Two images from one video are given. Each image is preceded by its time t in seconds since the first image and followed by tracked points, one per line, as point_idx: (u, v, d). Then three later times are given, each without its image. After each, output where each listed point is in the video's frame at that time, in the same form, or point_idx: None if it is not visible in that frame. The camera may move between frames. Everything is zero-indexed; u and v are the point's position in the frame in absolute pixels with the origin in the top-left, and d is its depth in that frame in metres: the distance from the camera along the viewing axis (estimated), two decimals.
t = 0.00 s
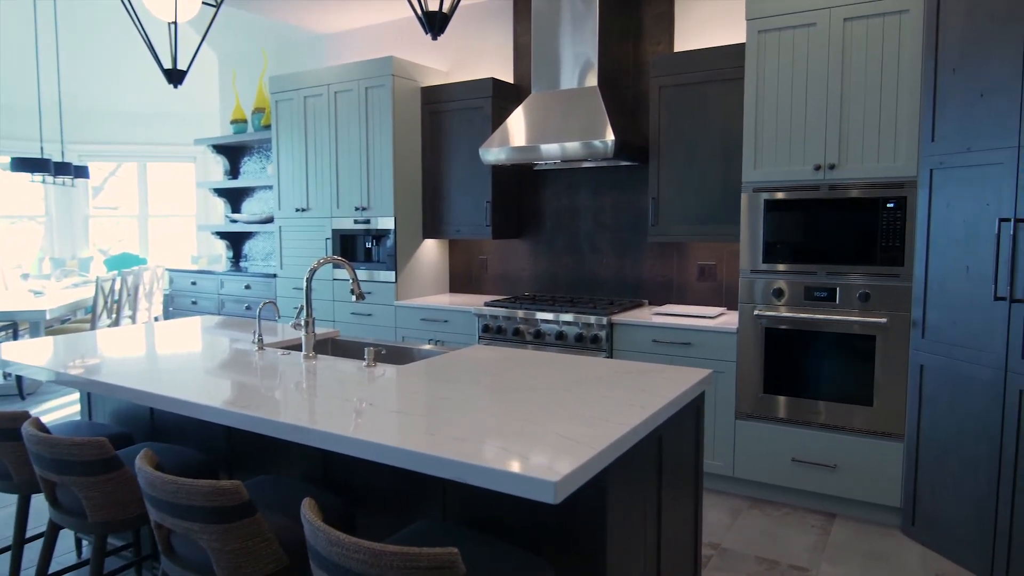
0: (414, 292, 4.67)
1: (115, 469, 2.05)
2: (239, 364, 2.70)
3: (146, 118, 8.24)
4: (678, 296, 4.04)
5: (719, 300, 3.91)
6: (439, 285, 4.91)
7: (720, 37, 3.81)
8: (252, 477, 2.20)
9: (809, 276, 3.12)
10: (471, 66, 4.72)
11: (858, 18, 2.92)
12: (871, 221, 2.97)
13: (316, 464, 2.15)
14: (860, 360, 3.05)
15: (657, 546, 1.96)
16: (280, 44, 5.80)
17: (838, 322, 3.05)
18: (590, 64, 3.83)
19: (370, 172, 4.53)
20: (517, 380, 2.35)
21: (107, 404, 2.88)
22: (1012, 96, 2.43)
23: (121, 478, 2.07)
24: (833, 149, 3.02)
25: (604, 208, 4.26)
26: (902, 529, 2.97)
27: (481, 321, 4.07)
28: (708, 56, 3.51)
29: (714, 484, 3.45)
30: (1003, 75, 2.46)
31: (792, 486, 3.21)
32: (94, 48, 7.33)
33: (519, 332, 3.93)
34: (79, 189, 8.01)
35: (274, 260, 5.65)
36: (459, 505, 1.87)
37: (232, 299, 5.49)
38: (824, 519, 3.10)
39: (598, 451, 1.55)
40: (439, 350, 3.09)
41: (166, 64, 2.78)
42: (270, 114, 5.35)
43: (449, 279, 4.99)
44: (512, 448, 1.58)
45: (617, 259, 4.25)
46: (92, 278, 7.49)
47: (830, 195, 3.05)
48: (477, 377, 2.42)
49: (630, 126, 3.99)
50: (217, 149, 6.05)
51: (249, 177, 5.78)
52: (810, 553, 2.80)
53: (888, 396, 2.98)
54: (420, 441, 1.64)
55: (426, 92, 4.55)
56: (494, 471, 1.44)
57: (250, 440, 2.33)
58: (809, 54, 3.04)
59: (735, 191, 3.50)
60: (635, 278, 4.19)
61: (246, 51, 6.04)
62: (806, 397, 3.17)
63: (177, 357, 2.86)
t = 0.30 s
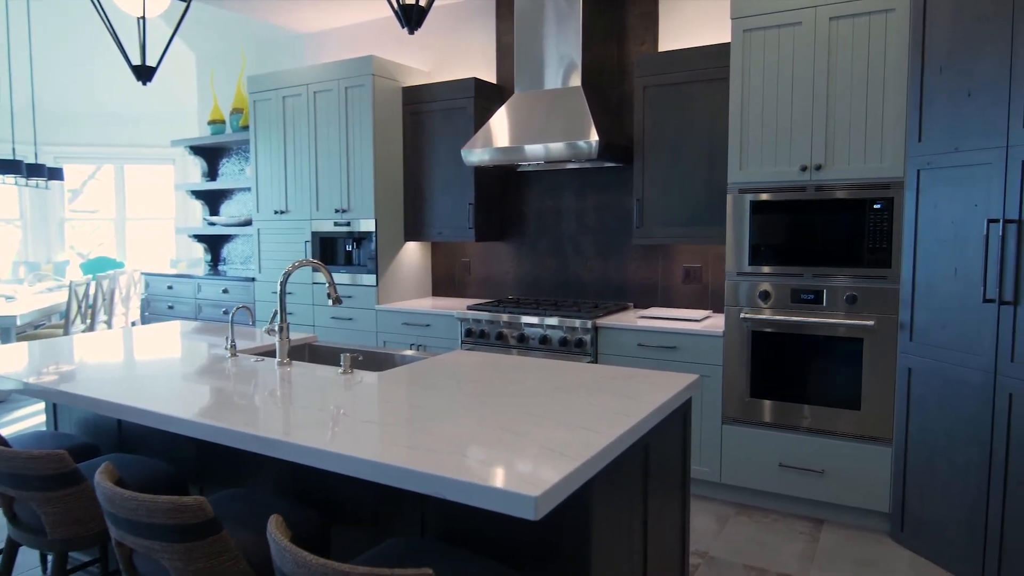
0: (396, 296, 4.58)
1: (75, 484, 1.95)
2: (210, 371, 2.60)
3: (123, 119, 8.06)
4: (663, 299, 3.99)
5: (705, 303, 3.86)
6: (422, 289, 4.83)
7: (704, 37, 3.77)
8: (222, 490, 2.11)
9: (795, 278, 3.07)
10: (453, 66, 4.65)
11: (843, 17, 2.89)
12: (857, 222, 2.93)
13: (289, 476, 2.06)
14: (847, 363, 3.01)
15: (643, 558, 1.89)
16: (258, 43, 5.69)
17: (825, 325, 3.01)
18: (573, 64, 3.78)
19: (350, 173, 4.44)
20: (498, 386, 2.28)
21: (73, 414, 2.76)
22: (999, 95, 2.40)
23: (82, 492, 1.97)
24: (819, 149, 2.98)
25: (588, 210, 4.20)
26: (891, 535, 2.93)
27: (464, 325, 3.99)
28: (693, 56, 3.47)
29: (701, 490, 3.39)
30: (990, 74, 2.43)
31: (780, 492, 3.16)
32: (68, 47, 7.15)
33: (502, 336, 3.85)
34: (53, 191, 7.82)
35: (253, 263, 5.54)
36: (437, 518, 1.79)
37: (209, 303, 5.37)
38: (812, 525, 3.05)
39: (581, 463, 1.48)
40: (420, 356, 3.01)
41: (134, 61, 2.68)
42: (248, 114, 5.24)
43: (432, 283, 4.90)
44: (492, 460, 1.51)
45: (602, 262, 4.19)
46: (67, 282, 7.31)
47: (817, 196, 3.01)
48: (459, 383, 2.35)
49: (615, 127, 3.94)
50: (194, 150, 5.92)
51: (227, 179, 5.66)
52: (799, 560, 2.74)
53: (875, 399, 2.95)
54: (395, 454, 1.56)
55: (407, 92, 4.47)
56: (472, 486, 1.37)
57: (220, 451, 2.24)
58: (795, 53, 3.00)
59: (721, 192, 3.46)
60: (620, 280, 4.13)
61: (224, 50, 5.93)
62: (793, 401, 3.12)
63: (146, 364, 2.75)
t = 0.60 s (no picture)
0: (381, 300, 4.49)
1: (36, 499, 1.85)
2: (184, 377, 2.50)
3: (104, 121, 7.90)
4: (653, 302, 3.93)
5: (695, 306, 3.80)
6: (408, 293, 4.74)
7: (693, 36, 3.71)
8: (194, 505, 2.02)
9: (787, 281, 3.02)
10: (439, 67, 4.57)
11: (834, 15, 2.84)
12: (849, 224, 2.88)
13: (263, 489, 1.98)
14: (840, 368, 2.95)
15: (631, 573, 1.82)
16: (241, 43, 5.60)
17: (817, 329, 2.95)
18: (560, 64, 3.71)
19: (334, 175, 4.35)
20: (483, 393, 2.20)
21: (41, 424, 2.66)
22: (993, 94, 2.35)
23: (44, 508, 1.87)
24: (810, 150, 2.93)
25: (576, 212, 4.13)
26: (885, 543, 2.87)
27: (450, 330, 3.91)
28: (682, 55, 3.41)
29: (692, 498, 3.33)
30: (984, 73, 2.38)
31: (772, 499, 3.10)
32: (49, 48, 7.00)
33: (489, 341, 3.78)
34: (33, 195, 7.61)
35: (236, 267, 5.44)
36: (418, 534, 1.71)
37: (191, 308, 5.26)
38: (805, 533, 2.99)
39: (566, 478, 1.41)
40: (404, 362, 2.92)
41: (106, 58, 2.59)
42: (230, 115, 5.14)
43: (418, 287, 4.82)
44: (472, 475, 1.43)
45: (590, 265, 4.12)
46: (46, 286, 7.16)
47: (808, 198, 2.95)
48: (442, 390, 2.27)
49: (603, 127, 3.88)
50: (176, 152, 5.82)
51: (210, 182, 5.56)
52: (792, 570, 2.68)
53: (868, 405, 2.89)
54: (370, 468, 1.48)
55: (392, 93, 4.39)
56: (450, 503, 1.29)
57: (192, 463, 2.14)
58: (785, 52, 2.94)
59: (710, 194, 3.40)
60: (609, 284, 4.06)
61: (207, 50, 5.83)
62: (784, 406, 3.07)
63: (117, 371, 2.65)
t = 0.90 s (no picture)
0: (368, 305, 4.41)
1: None
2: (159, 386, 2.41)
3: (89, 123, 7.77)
4: (645, 307, 3.86)
5: (687, 311, 3.74)
6: (397, 297, 4.66)
7: (685, 36, 3.66)
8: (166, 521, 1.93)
9: (782, 285, 2.95)
10: (427, 68, 4.50)
11: (828, 14, 2.78)
12: (845, 227, 2.83)
13: (238, 504, 1.89)
14: (835, 374, 2.89)
15: None
16: (227, 45, 5.52)
17: (812, 335, 2.89)
18: (550, 64, 3.65)
19: (320, 178, 4.27)
20: (469, 402, 2.12)
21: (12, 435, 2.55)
22: (992, 93, 2.30)
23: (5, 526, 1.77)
24: (805, 151, 2.87)
25: (567, 215, 4.06)
26: (882, 553, 2.81)
27: (439, 336, 3.83)
28: (673, 55, 3.35)
29: (686, 508, 3.25)
30: (982, 72, 2.33)
31: (767, 509, 3.04)
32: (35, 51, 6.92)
33: (478, 347, 3.70)
34: (18, 198, 7.48)
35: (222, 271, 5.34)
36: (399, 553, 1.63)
37: (175, 314, 5.16)
38: (801, 543, 2.92)
39: (553, 495, 1.33)
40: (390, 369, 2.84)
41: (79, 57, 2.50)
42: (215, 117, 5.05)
43: (406, 291, 4.74)
44: (454, 492, 1.35)
45: (582, 269, 4.05)
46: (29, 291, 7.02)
47: (802, 201, 2.90)
48: (427, 398, 2.19)
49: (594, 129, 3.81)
50: (161, 155, 5.72)
51: (195, 185, 5.47)
52: None
53: (865, 411, 2.83)
54: (347, 485, 1.39)
55: (380, 94, 4.32)
56: (429, 524, 1.21)
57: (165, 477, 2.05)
58: (779, 52, 2.89)
59: (703, 197, 3.34)
60: (600, 288, 4.00)
61: (192, 51, 5.73)
62: (780, 413, 3.00)
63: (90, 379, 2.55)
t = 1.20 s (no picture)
0: (359, 310, 4.33)
1: None
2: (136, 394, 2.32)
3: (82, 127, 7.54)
4: (640, 312, 3.79)
5: (683, 316, 3.67)
6: (389, 303, 4.58)
7: (680, 37, 3.60)
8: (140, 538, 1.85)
9: (780, 290, 2.89)
10: (419, 69, 4.44)
11: (825, 13, 2.73)
12: (845, 230, 2.76)
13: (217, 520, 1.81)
14: (835, 381, 2.83)
15: None
16: (217, 46, 5.44)
17: (810, 341, 2.83)
18: (544, 65, 3.59)
19: (310, 181, 4.19)
20: (457, 410, 2.04)
21: None
22: (995, 93, 2.23)
23: None
24: (803, 153, 2.81)
25: (561, 218, 4.00)
26: (885, 565, 2.74)
27: (430, 342, 3.75)
28: (668, 55, 3.29)
29: (683, 517, 3.18)
30: (984, 71, 2.27)
31: (766, 519, 2.97)
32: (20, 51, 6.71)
33: (471, 353, 3.62)
34: (8, 201, 7.22)
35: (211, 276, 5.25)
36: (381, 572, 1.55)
37: (163, 319, 5.06)
38: (801, 554, 2.85)
39: (541, 514, 1.25)
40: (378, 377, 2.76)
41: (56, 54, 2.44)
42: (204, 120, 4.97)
43: (398, 296, 4.66)
44: (436, 510, 1.27)
45: (576, 273, 3.98)
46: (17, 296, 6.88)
47: (800, 203, 2.83)
48: (415, 407, 2.11)
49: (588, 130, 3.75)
50: (150, 158, 5.64)
51: (185, 188, 5.39)
52: None
53: (865, 418, 2.76)
54: (323, 502, 1.32)
55: (371, 96, 4.25)
56: (408, 547, 1.13)
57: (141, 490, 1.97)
58: (776, 52, 2.83)
59: (700, 200, 3.27)
60: (595, 293, 3.92)
61: (182, 53, 5.66)
62: (778, 421, 2.93)
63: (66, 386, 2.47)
